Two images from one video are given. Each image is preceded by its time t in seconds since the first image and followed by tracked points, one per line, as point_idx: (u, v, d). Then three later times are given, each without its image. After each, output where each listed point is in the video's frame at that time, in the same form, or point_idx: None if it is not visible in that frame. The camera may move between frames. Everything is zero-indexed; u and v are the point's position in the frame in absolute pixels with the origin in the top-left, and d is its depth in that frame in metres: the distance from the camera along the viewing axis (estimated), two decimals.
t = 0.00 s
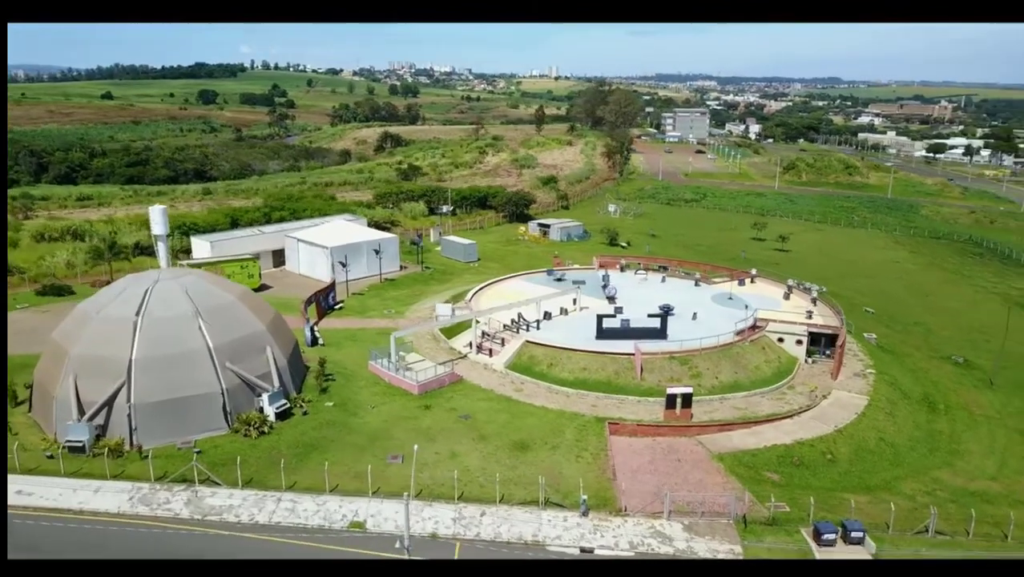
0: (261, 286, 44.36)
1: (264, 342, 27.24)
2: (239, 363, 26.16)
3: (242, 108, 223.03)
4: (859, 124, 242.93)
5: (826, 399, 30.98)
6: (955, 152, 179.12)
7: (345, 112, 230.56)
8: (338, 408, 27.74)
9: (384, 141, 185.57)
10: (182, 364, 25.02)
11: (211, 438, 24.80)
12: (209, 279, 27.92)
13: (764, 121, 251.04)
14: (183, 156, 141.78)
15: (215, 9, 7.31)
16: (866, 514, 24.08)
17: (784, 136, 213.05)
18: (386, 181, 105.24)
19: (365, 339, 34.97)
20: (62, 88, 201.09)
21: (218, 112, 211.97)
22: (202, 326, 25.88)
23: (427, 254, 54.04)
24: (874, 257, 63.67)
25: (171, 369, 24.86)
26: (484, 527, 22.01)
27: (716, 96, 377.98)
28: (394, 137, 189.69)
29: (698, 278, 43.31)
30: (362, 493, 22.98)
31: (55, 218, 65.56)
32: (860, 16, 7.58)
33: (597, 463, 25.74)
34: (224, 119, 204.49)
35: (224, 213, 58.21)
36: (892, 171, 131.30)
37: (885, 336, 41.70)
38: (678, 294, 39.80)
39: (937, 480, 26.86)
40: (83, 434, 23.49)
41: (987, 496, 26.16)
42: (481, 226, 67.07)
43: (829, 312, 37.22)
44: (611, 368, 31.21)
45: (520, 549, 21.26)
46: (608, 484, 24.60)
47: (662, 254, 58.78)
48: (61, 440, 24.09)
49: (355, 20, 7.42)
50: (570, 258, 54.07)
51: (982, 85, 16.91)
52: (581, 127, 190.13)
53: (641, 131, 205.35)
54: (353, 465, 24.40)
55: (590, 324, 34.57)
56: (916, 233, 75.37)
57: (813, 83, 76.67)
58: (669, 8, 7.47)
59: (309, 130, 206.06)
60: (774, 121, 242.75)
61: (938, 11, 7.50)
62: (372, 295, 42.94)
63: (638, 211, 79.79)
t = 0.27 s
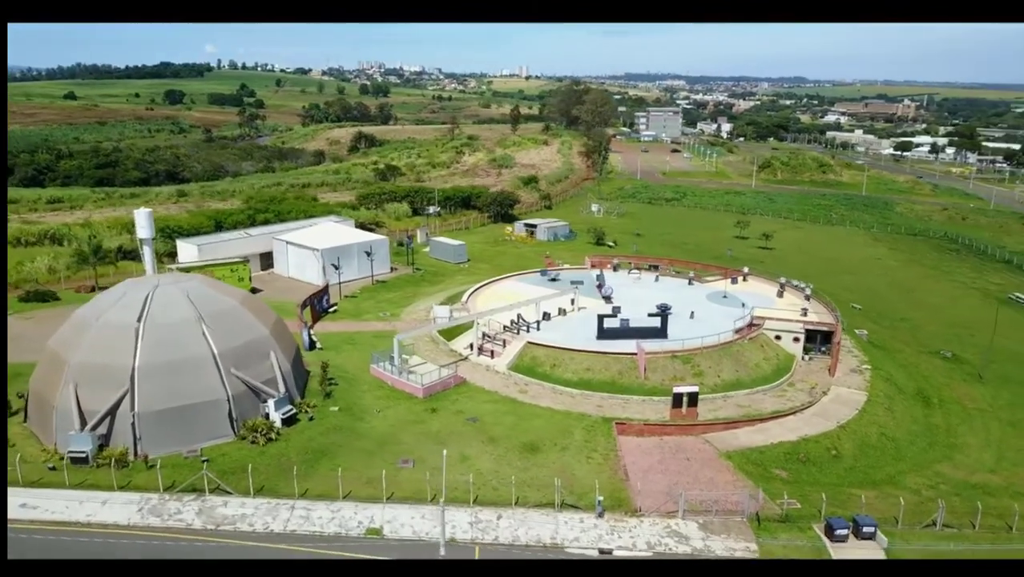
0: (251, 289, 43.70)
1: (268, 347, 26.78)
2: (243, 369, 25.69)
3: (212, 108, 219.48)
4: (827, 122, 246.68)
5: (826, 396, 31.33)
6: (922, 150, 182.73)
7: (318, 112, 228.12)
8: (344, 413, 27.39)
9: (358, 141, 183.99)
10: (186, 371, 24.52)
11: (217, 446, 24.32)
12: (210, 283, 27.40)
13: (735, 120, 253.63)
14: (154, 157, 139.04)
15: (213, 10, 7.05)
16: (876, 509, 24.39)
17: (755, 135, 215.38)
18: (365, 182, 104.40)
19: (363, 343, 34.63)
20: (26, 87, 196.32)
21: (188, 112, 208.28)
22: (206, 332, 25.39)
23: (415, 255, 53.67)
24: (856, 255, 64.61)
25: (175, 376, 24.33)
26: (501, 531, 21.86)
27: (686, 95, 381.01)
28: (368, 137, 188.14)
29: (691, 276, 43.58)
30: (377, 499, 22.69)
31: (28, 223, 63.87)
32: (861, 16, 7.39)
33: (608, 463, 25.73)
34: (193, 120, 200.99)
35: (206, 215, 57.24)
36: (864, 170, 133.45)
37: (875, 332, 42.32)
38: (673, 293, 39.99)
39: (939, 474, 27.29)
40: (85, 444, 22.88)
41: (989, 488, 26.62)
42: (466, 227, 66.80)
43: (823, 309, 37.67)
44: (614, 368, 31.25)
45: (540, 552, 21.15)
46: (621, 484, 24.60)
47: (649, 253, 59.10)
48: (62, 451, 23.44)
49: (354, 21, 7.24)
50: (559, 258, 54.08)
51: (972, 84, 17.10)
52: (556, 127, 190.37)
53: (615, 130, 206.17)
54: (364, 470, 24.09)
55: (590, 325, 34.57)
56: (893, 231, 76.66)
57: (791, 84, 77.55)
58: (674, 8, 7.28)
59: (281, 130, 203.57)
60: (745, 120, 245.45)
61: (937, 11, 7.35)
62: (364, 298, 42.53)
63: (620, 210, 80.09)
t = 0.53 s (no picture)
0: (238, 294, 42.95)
1: (272, 353, 26.28)
2: (249, 376, 25.18)
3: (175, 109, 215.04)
4: (789, 120, 250.90)
5: (825, 392, 31.81)
6: (884, 148, 186.63)
7: (283, 112, 224.88)
8: (351, 418, 27.00)
9: (326, 141, 181.89)
10: (192, 378, 23.95)
11: (226, 456, 23.77)
12: (210, 289, 26.83)
13: (701, 119, 256.41)
14: (118, 159, 135.63)
15: (215, 9, 7.45)
16: (884, 503, 24.77)
17: (721, 133, 218.07)
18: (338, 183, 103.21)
19: (361, 347, 34.22)
20: None
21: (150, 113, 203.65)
22: (210, 338, 24.84)
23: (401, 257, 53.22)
24: (833, 251, 65.73)
25: (181, 385, 23.75)
26: (522, 535, 21.70)
27: (651, 95, 384.12)
28: (337, 137, 186.10)
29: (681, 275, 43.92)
30: (393, 505, 22.37)
31: None
32: (860, 16, 7.81)
33: (620, 464, 25.76)
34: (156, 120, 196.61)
35: (185, 218, 56.06)
36: (830, 167, 135.92)
37: (862, 328, 43.08)
38: (666, 292, 40.26)
39: (940, 466, 27.84)
40: (90, 456, 22.19)
41: (988, 479, 27.23)
42: (448, 228, 66.44)
43: (814, 305, 38.24)
44: (618, 368, 31.31)
45: (562, 554, 21.02)
46: (635, 484, 24.64)
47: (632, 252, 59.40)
48: (64, 464, 22.71)
49: (355, 20, 7.64)
50: (545, 258, 54.08)
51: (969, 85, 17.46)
52: (526, 126, 190.47)
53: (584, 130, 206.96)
54: (377, 477, 23.75)
55: (590, 325, 34.63)
56: (866, 227, 78.18)
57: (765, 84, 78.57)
58: (668, 8, 7.69)
59: (247, 131, 200.33)
60: (710, 119, 248.37)
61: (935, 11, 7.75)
62: (355, 301, 42.04)
63: (599, 210, 80.36)
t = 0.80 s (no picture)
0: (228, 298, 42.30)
1: (277, 358, 25.90)
2: (255, 382, 24.78)
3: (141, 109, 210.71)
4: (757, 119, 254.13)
5: (823, 389, 32.24)
6: (851, 146, 189.69)
7: (253, 112, 221.64)
8: (358, 423, 26.70)
9: (299, 142, 179.70)
10: (199, 386, 23.51)
11: (234, 464, 23.33)
12: (212, 294, 26.38)
13: (671, 118, 258.30)
14: (85, 160, 132.38)
15: (215, 8, 7.21)
16: (891, 497, 25.13)
17: (692, 133, 219.88)
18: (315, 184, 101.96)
19: (360, 350, 33.89)
20: None
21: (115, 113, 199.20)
22: (216, 344, 24.42)
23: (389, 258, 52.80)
24: (815, 249, 66.66)
25: (188, 392, 23.29)
26: (540, 537, 21.57)
27: (622, 94, 386.05)
28: (309, 138, 183.97)
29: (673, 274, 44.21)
30: (409, 510, 22.14)
31: None
32: (861, 17, 7.51)
33: (630, 464, 25.81)
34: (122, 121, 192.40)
35: (166, 221, 54.99)
36: (802, 165, 137.78)
37: (850, 324, 43.76)
38: (660, 291, 40.47)
39: (939, 460, 28.34)
40: (96, 467, 21.62)
41: (986, 471, 27.79)
42: (432, 229, 66.08)
43: (807, 303, 38.73)
44: (620, 367, 31.41)
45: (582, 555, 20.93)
46: (647, 484, 24.70)
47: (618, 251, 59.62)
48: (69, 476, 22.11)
49: (355, 20, 7.43)
50: (533, 258, 54.08)
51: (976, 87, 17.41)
52: (500, 126, 190.18)
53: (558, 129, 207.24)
54: (390, 482, 23.49)
55: (588, 326, 34.67)
56: (842, 225, 79.36)
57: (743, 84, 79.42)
58: (669, 8, 7.42)
59: (217, 131, 197.04)
60: (681, 118, 250.42)
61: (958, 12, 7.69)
62: (348, 303, 41.62)
63: (580, 209, 80.48)
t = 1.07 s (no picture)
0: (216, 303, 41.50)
1: (285, 364, 25.45)
2: (264, 389, 24.31)
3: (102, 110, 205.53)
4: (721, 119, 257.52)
5: (822, 385, 32.71)
6: (816, 144, 193.25)
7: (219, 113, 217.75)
8: (367, 429, 26.35)
9: (267, 142, 177.04)
10: (209, 394, 22.98)
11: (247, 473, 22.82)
12: (216, 300, 25.81)
13: (639, 118, 260.33)
14: (46, 163, 128.65)
15: (214, 10, 8.40)
16: (899, 491, 25.53)
17: (661, 132, 221.81)
18: (289, 186, 100.48)
19: (360, 354, 33.49)
20: None
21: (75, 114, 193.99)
22: (224, 351, 23.89)
23: (376, 261, 52.29)
24: (793, 246, 67.72)
25: (198, 401, 22.74)
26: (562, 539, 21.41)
27: (588, 94, 387.78)
28: (278, 138, 181.40)
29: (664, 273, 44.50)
30: (429, 516, 21.85)
31: None
32: (858, 15, 8.58)
33: (643, 463, 25.86)
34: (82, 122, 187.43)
35: (145, 225, 53.72)
36: (771, 164, 139.86)
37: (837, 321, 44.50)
38: (654, 290, 40.68)
39: (939, 452, 28.91)
40: (107, 480, 20.99)
41: (985, 462, 28.43)
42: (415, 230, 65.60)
43: (799, 300, 39.22)
44: (624, 367, 31.49)
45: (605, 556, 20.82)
46: (661, 483, 24.77)
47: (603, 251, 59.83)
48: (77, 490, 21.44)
49: (354, 18, 8.56)
50: (521, 259, 54.01)
51: (960, 85, 18.16)
52: (471, 126, 189.71)
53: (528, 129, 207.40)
54: (407, 487, 23.20)
55: (588, 326, 34.70)
56: (817, 222, 80.73)
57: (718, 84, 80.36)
58: (668, 8, 8.55)
59: (182, 132, 193.12)
60: (649, 118, 252.54)
61: (937, 11, 8.50)
62: (341, 307, 41.11)
63: (560, 209, 80.59)
